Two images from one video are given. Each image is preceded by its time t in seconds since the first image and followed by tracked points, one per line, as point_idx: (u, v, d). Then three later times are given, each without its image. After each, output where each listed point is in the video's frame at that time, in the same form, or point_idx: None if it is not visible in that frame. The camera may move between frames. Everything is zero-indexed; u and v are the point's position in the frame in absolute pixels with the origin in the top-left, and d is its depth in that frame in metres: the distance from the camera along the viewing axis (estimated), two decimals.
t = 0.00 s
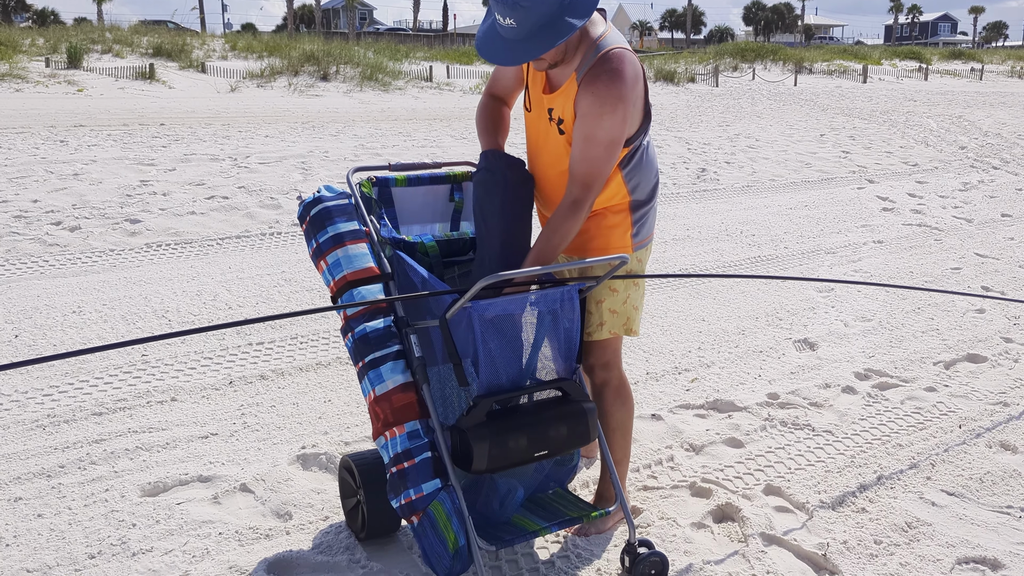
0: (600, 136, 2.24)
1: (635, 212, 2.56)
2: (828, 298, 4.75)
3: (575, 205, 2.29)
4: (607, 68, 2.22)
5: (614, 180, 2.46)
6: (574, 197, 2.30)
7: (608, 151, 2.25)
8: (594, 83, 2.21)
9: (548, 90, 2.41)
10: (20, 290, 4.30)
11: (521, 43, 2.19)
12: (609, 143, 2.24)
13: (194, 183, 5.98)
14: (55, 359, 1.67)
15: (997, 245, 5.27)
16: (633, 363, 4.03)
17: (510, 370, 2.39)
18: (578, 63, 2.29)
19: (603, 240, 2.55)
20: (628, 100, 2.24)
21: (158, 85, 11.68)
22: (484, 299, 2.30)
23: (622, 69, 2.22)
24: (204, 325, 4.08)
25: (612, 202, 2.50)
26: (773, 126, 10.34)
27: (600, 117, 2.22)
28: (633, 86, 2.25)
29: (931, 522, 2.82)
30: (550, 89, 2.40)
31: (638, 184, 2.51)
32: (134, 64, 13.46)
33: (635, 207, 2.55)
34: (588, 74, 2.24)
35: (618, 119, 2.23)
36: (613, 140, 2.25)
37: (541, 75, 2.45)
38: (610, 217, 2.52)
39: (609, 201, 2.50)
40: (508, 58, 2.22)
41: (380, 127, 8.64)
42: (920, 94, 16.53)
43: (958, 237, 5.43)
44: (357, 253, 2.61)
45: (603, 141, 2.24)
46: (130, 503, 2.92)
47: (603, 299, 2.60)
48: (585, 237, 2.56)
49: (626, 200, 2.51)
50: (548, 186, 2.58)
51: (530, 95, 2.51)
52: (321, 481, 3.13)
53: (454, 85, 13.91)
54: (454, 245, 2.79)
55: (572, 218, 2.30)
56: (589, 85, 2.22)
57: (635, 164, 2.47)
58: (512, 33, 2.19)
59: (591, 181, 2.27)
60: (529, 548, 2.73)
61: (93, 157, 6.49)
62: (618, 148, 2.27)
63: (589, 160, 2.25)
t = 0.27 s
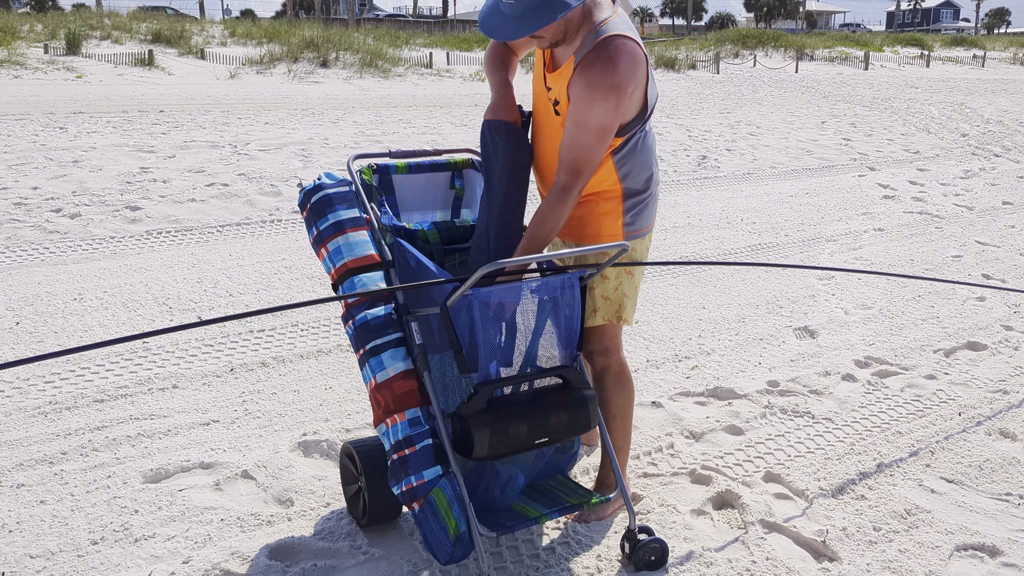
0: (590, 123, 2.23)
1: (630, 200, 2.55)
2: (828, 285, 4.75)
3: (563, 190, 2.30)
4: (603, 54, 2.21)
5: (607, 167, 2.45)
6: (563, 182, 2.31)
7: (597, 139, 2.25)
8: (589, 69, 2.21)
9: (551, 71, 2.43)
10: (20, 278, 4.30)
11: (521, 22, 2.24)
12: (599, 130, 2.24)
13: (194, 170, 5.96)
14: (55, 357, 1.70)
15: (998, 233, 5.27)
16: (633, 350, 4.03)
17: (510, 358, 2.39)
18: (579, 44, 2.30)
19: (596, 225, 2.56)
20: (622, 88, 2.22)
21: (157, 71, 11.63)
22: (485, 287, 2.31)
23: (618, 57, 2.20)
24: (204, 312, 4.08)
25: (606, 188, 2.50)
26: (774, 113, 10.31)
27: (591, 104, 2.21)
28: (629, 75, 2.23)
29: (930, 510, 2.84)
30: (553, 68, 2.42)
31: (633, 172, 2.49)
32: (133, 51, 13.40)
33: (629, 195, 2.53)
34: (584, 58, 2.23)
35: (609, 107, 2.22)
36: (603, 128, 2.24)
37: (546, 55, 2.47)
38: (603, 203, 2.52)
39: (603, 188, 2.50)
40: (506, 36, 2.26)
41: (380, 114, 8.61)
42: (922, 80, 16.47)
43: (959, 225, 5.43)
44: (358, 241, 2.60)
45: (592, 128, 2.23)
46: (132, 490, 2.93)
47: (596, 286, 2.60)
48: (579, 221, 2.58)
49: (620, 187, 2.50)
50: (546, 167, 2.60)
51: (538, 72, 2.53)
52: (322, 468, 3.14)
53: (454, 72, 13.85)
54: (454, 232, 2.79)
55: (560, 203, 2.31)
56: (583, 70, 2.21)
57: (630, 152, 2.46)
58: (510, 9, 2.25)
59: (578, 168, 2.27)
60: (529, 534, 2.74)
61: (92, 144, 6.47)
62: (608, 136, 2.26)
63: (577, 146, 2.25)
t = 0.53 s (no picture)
0: (585, 110, 2.25)
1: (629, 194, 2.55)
2: (828, 279, 4.75)
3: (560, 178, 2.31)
4: (599, 41, 2.22)
5: (606, 159, 2.46)
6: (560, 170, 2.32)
7: (594, 127, 2.26)
8: (584, 56, 2.22)
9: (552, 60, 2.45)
10: (21, 271, 4.31)
11: (516, 10, 2.24)
12: (596, 118, 2.25)
13: (194, 164, 5.96)
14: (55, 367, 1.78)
15: (999, 227, 5.27)
16: (633, 344, 4.04)
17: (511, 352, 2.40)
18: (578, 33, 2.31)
19: (595, 218, 2.56)
20: (618, 77, 2.23)
21: (157, 64, 11.62)
22: (486, 281, 2.32)
23: (613, 44, 2.21)
24: (205, 306, 4.09)
25: (605, 181, 2.50)
26: (775, 106, 10.29)
27: (586, 90, 2.23)
28: (625, 63, 2.23)
29: (928, 504, 2.85)
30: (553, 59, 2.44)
31: (632, 166, 2.49)
32: (133, 43, 13.37)
33: (629, 188, 2.53)
34: (580, 46, 2.25)
35: (605, 94, 2.23)
36: (598, 115, 2.25)
37: (548, 45, 2.49)
38: (601, 195, 2.53)
39: (601, 180, 2.50)
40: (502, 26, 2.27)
41: (380, 107, 8.61)
42: (923, 74, 16.43)
43: (960, 219, 5.43)
44: (358, 235, 2.61)
45: (589, 115, 2.25)
46: (134, 483, 2.94)
47: (594, 280, 2.61)
48: (578, 214, 2.58)
49: (619, 181, 2.50)
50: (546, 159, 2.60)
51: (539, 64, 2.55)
52: (323, 461, 3.15)
53: (454, 65, 13.82)
54: (454, 226, 2.79)
55: (558, 192, 2.32)
56: (579, 57, 2.23)
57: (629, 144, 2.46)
58: None
59: (574, 156, 2.29)
60: (529, 528, 2.76)
61: (92, 137, 6.47)
62: (604, 124, 2.27)
63: (572, 133, 2.27)
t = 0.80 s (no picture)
0: (586, 104, 2.25)
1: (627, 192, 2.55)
2: (827, 278, 4.76)
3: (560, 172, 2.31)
4: (598, 36, 2.23)
5: (605, 157, 2.46)
6: (559, 164, 2.33)
7: (594, 121, 2.26)
8: (584, 50, 2.23)
9: (552, 55, 2.47)
10: (21, 270, 4.31)
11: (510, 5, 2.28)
12: (596, 112, 2.25)
13: (194, 163, 5.97)
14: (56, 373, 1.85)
15: (998, 226, 5.27)
16: (632, 343, 4.05)
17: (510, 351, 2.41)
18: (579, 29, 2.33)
19: (593, 217, 2.56)
20: (618, 72, 2.24)
21: (157, 63, 11.62)
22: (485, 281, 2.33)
23: (613, 39, 2.22)
24: (205, 305, 4.10)
25: (604, 179, 2.50)
26: (775, 105, 10.29)
27: (586, 83, 2.23)
28: (626, 58, 2.24)
29: (927, 502, 2.85)
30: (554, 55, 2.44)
31: (631, 165, 2.50)
32: (133, 42, 13.37)
33: (628, 188, 2.54)
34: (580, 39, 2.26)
35: (605, 89, 2.23)
36: (599, 110, 2.25)
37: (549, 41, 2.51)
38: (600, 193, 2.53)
39: (601, 178, 2.50)
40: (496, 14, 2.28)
41: (380, 106, 8.61)
42: (924, 73, 16.41)
43: (959, 218, 5.43)
44: (358, 233, 2.61)
45: (589, 110, 2.25)
46: (134, 481, 2.95)
47: (593, 279, 2.61)
48: (576, 212, 2.58)
49: (618, 179, 2.51)
50: (544, 156, 2.60)
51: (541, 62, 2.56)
52: (323, 459, 3.16)
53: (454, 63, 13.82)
54: (453, 225, 2.80)
55: (556, 185, 2.32)
56: (580, 52, 2.24)
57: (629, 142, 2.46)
58: None
59: (574, 150, 2.29)
60: (529, 526, 2.76)
61: (93, 136, 6.48)
62: (604, 119, 2.27)
63: (573, 127, 2.28)
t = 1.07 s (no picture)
0: (591, 97, 2.26)
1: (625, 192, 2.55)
2: (827, 279, 4.76)
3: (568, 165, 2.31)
4: (599, 31, 2.23)
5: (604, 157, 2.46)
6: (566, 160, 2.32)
7: (601, 114, 2.27)
8: (587, 43, 2.24)
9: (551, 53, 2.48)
10: (22, 271, 4.32)
11: None
12: (602, 106, 2.26)
13: (195, 164, 5.98)
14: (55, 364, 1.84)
15: (998, 227, 5.27)
16: (632, 343, 4.05)
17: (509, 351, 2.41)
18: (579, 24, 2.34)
19: (594, 217, 2.56)
20: (621, 66, 2.24)
21: (158, 64, 11.64)
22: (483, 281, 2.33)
23: (615, 34, 2.23)
24: (205, 305, 4.10)
25: (602, 179, 2.50)
26: (776, 106, 10.29)
27: (590, 77, 2.24)
28: (628, 52, 2.25)
29: (926, 502, 2.85)
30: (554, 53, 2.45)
31: (629, 165, 2.50)
32: (134, 43, 13.39)
33: (630, 187, 2.54)
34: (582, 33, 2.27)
35: (610, 83, 2.24)
36: (604, 103, 2.26)
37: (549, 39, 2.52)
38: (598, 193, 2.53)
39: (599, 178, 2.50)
40: (496, 6, 2.37)
41: (380, 107, 8.62)
42: (924, 74, 16.40)
43: (959, 218, 5.43)
44: (358, 235, 2.62)
45: (595, 103, 2.25)
46: (133, 482, 2.96)
47: (591, 280, 2.62)
48: (575, 211, 2.58)
49: (616, 179, 2.51)
50: (544, 156, 2.60)
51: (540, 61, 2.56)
52: (322, 460, 3.16)
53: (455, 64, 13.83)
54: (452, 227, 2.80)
55: (564, 178, 2.31)
56: (583, 46, 2.25)
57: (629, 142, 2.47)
58: None
59: (582, 144, 2.29)
60: (528, 527, 2.76)
61: (93, 137, 6.49)
62: (611, 113, 2.27)
63: (579, 120, 2.28)
